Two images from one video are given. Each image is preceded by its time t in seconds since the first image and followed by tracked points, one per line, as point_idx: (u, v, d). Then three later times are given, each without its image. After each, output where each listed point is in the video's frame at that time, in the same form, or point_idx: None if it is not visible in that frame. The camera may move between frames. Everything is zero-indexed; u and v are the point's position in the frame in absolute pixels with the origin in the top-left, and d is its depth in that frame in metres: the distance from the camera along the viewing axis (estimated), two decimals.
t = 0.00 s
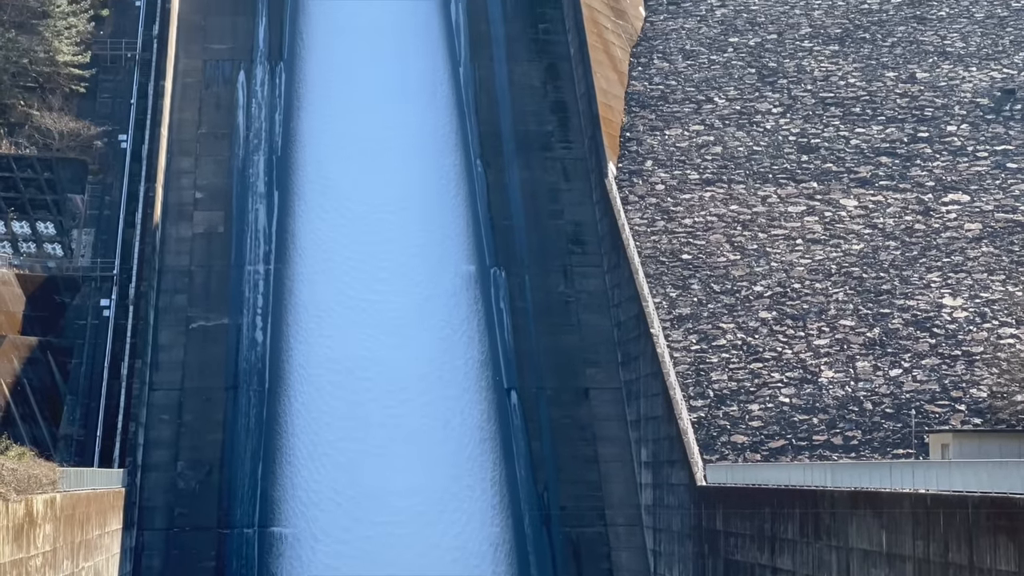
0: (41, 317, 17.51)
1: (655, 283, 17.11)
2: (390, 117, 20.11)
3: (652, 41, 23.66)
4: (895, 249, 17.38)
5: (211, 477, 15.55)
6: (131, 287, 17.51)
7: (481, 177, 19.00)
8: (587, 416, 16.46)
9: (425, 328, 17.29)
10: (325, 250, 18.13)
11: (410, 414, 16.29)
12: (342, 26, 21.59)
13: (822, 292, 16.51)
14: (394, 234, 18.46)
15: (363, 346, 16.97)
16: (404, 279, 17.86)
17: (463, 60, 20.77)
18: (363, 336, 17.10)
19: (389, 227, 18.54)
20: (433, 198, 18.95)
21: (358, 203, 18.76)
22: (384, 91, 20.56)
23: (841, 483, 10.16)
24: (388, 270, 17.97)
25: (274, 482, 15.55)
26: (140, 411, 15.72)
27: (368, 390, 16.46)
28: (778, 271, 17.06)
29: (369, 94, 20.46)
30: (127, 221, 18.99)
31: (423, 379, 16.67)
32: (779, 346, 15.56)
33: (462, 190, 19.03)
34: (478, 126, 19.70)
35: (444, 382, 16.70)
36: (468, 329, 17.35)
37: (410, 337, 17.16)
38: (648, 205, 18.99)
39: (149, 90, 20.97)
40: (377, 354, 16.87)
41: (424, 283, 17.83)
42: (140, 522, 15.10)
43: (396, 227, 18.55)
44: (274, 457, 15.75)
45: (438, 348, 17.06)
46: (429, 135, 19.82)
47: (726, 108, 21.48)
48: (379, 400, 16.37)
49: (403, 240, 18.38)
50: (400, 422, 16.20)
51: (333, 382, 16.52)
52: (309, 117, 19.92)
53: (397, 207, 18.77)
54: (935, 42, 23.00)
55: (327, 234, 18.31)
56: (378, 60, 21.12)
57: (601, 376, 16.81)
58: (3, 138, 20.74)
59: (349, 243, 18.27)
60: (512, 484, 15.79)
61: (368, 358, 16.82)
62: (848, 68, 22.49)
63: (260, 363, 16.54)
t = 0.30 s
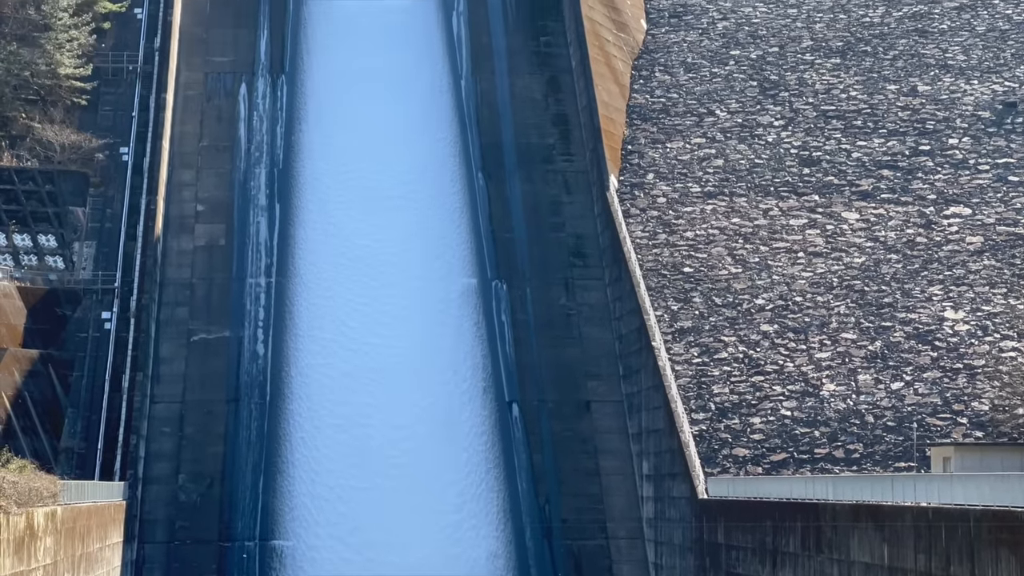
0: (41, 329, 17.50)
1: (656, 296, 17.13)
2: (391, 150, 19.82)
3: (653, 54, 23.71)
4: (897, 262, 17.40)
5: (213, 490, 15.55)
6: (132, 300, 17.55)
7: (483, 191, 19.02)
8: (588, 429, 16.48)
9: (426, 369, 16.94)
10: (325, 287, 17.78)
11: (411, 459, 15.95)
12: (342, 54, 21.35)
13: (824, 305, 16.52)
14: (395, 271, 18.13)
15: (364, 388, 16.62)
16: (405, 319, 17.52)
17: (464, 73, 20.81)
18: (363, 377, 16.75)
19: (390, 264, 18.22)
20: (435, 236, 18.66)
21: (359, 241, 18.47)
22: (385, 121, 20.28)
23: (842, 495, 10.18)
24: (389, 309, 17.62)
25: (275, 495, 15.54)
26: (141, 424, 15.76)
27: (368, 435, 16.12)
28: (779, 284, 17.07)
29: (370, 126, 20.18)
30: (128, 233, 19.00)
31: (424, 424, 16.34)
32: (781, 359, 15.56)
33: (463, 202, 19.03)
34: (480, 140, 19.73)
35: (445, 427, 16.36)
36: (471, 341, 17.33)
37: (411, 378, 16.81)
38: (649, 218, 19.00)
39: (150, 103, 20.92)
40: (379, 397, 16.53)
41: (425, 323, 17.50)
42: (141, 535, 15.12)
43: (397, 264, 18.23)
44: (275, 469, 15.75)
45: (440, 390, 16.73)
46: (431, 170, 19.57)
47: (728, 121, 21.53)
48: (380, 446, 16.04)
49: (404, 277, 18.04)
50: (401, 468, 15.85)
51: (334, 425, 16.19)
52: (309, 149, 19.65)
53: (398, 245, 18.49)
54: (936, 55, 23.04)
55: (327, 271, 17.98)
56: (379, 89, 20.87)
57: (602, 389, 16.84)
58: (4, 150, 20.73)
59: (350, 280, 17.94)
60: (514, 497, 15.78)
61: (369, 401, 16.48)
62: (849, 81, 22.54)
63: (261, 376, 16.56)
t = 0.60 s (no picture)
0: (42, 341, 17.52)
1: (657, 308, 17.15)
2: (393, 175, 19.54)
3: (654, 67, 23.76)
4: (898, 274, 17.42)
5: (214, 502, 15.54)
6: (133, 312, 17.57)
7: (484, 203, 19.04)
8: (589, 442, 16.51)
9: (427, 405, 16.65)
10: (325, 319, 17.49)
11: (411, 498, 15.71)
12: (345, 72, 21.07)
13: (825, 317, 16.54)
14: (396, 300, 17.82)
15: (364, 425, 16.36)
16: (406, 352, 17.22)
17: (466, 85, 20.83)
18: (363, 413, 16.48)
19: (391, 293, 17.91)
20: (436, 264, 18.35)
21: (360, 270, 18.17)
22: (387, 145, 19.99)
23: (844, 508, 10.18)
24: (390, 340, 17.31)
25: (276, 507, 15.52)
26: (142, 436, 15.79)
27: (368, 473, 15.86)
28: (780, 296, 17.09)
29: (372, 148, 19.89)
30: (130, 246, 19.02)
31: (425, 462, 16.05)
32: (782, 371, 15.57)
33: (465, 213, 19.01)
34: (481, 152, 19.76)
35: (446, 465, 16.07)
36: (472, 353, 17.30)
37: (411, 414, 16.53)
38: (651, 231, 19.03)
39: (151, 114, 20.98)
40: (380, 436, 16.25)
41: (426, 356, 17.19)
42: (142, 547, 15.15)
43: (397, 293, 17.92)
44: (276, 482, 15.73)
45: (441, 427, 16.46)
46: (433, 195, 19.27)
47: (729, 134, 21.57)
48: (380, 485, 15.76)
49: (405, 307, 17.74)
50: (401, 507, 15.59)
51: (334, 463, 15.92)
52: (310, 172, 19.36)
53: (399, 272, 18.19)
54: (937, 67, 23.09)
55: (327, 301, 17.70)
56: (382, 109, 20.57)
57: (603, 402, 16.90)
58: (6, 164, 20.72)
59: (350, 310, 17.64)
60: (514, 510, 15.79)
61: (370, 438, 16.21)
62: (850, 93, 22.60)
63: (262, 389, 16.57)
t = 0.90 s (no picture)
0: (42, 352, 17.49)
1: (657, 319, 17.18)
2: (393, 196, 19.39)
3: (655, 79, 23.82)
4: (899, 286, 17.44)
5: (214, 514, 15.59)
6: (133, 323, 17.59)
7: (484, 215, 19.07)
8: (590, 453, 16.56)
9: (429, 428, 16.52)
10: (325, 350, 17.24)
11: (412, 532, 15.45)
12: (345, 87, 20.98)
13: (825, 329, 16.55)
14: (397, 321, 17.70)
15: (364, 460, 16.09)
16: (407, 383, 16.97)
17: (466, 96, 20.86)
18: (364, 436, 16.33)
19: (391, 324, 17.65)
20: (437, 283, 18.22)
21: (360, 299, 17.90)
22: (388, 169, 19.78)
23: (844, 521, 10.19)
24: (391, 362, 17.17)
25: (276, 520, 15.55)
26: (142, 448, 15.84)
27: (371, 499, 15.71)
28: (781, 308, 17.10)
29: (372, 167, 19.78)
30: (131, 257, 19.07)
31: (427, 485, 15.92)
32: (782, 383, 15.58)
33: (465, 225, 19.02)
34: (481, 164, 19.79)
35: (448, 497, 15.86)
36: (473, 365, 17.29)
37: (412, 447, 16.26)
38: (651, 242, 19.07)
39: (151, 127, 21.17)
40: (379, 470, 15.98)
41: (427, 388, 16.95)
42: (143, 559, 15.23)
43: (398, 322, 17.68)
44: (276, 495, 15.78)
45: (442, 455, 16.24)
46: (435, 216, 19.13)
47: (729, 145, 21.61)
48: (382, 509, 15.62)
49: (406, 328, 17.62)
50: (402, 538, 15.36)
51: (336, 488, 15.81)
52: (310, 189, 19.31)
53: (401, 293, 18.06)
54: (937, 80, 23.15)
55: (327, 331, 17.46)
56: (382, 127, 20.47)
57: (604, 414, 16.94)
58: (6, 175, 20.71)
59: (350, 333, 17.47)
60: (515, 521, 15.82)
61: (371, 462, 16.07)
62: (851, 105, 22.65)
63: (262, 401, 16.58)
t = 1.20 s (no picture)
0: (42, 364, 17.47)
1: (657, 331, 17.20)
2: (393, 222, 19.21)
3: (655, 91, 23.86)
4: (899, 298, 17.46)
5: (214, 526, 15.60)
6: (133, 335, 17.62)
7: (484, 227, 19.11)
8: (590, 465, 16.59)
9: (427, 459, 16.31)
10: (323, 380, 17.04)
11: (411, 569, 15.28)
12: (346, 102, 20.94)
13: (826, 341, 16.56)
14: (396, 339, 17.62)
15: (364, 495, 15.89)
16: (406, 413, 16.77)
17: (466, 109, 20.91)
18: (364, 456, 16.24)
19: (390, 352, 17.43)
20: (437, 300, 18.19)
21: (359, 329, 17.70)
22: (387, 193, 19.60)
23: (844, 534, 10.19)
24: (391, 381, 17.10)
25: (276, 532, 15.57)
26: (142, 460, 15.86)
27: (370, 531, 15.54)
28: (781, 320, 17.12)
29: (372, 183, 19.72)
30: (132, 269, 19.12)
31: (426, 505, 15.86)
32: (783, 395, 15.58)
33: (465, 237, 19.03)
34: (481, 176, 19.83)
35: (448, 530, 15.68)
36: (473, 378, 17.30)
37: (411, 480, 16.06)
38: (651, 254, 19.10)
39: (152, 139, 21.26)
40: (379, 506, 15.80)
41: (426, 419, 16.73)
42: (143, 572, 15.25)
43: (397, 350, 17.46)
44: (276, 507, 15.79)
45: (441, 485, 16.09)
46: (434, 242, 18.96)
47: (729, 158, 21.65)
48: (382, 530, 15.53)
49: (406, 344, 17.53)
50: None
51: (336, 517, 15.68)
52: (311, 202, 19.29)
53: (401, 314, 17.93)
54: (937, 92, 23.20)
55: (325, 361, 17.25)
56: (383, 146, 20.37)
57: (604, 425, 16.97)
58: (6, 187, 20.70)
59: (349, 362, 17.25)
60: (514, 532, 15.84)
61: (371, 492, 15.92)
62: (851, 117, 22.69)
63: (262, 413, 16.59)
